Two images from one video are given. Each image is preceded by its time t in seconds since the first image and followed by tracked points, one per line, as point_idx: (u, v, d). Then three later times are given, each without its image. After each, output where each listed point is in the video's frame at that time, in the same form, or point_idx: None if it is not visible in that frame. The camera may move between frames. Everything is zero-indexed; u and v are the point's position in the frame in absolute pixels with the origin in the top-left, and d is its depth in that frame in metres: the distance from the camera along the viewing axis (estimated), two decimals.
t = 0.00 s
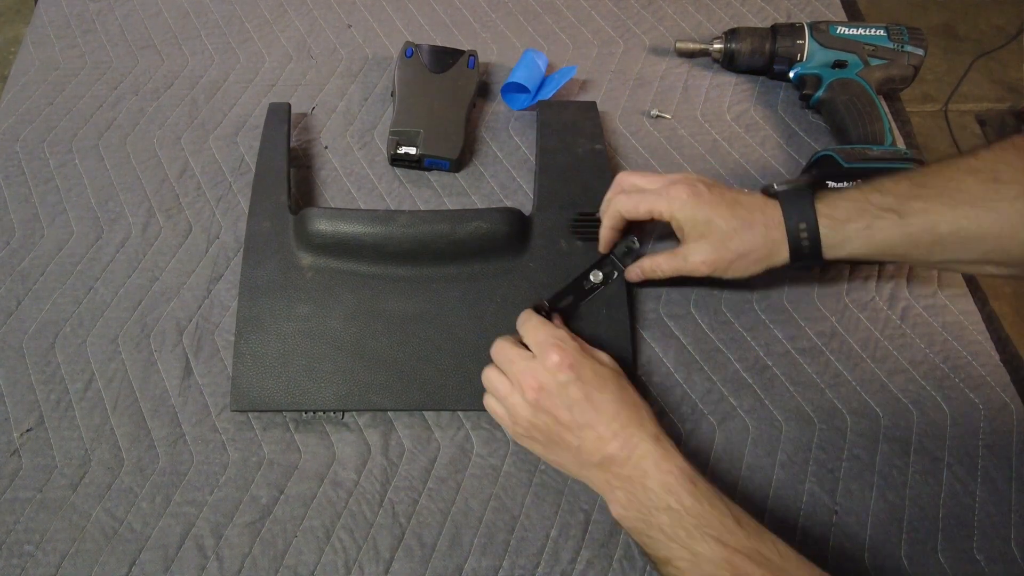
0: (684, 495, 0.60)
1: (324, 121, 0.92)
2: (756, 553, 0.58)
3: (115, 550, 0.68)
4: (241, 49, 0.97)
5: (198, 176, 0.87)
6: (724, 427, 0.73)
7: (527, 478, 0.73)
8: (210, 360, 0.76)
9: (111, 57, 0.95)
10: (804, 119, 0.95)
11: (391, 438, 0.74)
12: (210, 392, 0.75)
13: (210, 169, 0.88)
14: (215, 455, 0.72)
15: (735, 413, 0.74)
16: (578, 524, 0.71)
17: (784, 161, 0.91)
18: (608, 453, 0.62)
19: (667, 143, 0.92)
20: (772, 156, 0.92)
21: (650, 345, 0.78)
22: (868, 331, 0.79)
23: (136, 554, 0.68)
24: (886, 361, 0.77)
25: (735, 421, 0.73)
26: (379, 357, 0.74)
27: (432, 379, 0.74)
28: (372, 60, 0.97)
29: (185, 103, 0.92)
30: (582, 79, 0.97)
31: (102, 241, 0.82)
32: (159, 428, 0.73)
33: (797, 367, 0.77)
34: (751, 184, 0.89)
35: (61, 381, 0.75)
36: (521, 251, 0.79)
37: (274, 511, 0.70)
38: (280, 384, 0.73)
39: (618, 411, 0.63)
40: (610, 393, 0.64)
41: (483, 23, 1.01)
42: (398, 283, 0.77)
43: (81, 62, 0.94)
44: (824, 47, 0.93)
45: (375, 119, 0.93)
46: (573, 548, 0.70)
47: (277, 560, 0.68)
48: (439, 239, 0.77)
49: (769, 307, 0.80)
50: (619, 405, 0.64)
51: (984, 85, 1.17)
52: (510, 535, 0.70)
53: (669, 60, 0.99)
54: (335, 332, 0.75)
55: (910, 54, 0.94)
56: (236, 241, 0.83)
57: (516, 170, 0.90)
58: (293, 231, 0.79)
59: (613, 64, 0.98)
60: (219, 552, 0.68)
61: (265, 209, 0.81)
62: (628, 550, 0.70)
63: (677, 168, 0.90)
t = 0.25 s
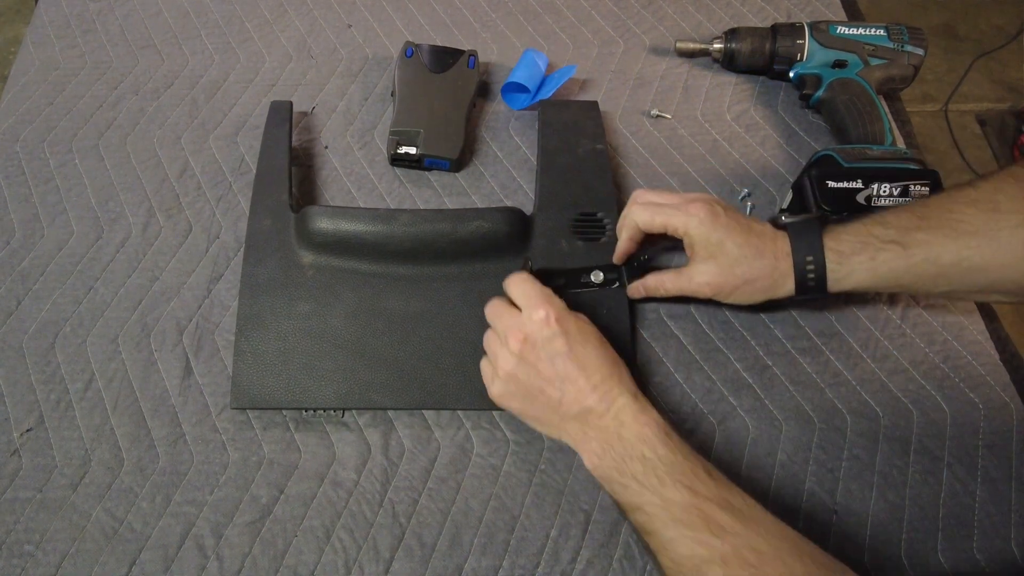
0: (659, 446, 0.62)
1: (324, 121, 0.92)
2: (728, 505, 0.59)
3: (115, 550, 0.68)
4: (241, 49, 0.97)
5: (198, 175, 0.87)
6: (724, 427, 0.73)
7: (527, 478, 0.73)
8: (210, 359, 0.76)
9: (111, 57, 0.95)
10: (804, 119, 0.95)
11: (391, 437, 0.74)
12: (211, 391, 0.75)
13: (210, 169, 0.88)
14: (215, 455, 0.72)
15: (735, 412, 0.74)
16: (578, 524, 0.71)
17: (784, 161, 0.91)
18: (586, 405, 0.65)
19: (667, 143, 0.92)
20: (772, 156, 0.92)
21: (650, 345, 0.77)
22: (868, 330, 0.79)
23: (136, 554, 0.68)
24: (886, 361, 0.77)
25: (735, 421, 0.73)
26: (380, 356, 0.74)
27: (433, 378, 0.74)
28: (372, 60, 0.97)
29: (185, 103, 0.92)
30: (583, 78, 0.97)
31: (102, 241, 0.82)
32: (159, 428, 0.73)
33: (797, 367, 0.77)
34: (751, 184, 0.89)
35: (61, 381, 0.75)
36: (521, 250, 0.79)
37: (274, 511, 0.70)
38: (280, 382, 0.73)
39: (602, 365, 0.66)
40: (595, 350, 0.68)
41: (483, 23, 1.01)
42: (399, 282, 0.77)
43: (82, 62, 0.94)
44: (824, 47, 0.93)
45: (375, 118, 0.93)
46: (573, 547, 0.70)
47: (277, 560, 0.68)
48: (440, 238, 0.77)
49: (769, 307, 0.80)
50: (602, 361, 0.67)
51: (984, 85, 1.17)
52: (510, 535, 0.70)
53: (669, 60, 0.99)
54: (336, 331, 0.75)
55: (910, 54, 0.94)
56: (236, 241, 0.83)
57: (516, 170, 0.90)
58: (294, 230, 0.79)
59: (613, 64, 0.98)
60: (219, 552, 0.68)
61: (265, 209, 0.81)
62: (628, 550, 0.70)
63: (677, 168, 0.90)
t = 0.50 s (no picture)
0: (646, 441, 0.66)
1: (324, 121, 0.92)
2: (718, 496, 0.64)
3: (115, 550, 0.68)
4: (241, 49, 0.97)
5: (197, 176, 0.87)
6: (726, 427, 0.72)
7: (527, 478, 0.73)
8: (210, 360, 0.76)
9: (111, 57, 0.95)
10: (804, 118, 0.94)
11: (391, 438, 0.74)
12: (210, 392, 0.75)
13: (210, 169, 0.88)
14: (215, 455, 0.72)
15: (736, 412, 0.73)
16: (578, 525, 0.71)
17: (784, 162, 0.91)
18: (576, 401, 0.66)
19: (668, 144, 0.92)
20: (772, 156, 0.92)
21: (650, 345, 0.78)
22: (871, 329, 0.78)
23: (136, 554, 0.68)
24: (885, 363, 0.78)
25: (736, 421, 0.73)
26: (380, 357, 0.74)
27: (433, 379, 0.74)
28: (373, 60, 0.97)
29: (185, 103, 0.92)
30: (582, 79, 0.97)
31: (102, 241, 0.82)
32: (159, 428, 0.73)
33: (795, 367, 0.77)
34: (751, 185, 0.89)
35: (61, 381, 0.75)
36: (520, 250, 0.78)
37: (274, 511, 0.70)
38: (281, 383, 0.73)
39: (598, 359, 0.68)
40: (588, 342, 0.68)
41: (483, 23, 1.01)
42: (398, 282, 0.77)
43: (81, 62, 0.94)
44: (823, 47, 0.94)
45: (375, 119, 0.93)
46: (573, 547, 0.70)
47: (277, 561, 0.68)
48: (439, 239, 0.76)
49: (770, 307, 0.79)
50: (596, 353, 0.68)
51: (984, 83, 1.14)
52: (510, 535, 0.70)
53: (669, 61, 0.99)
54: (336, 332, 0.75)
55: (911, 54, 0.93)
56: (236, 241, 0.83)
57: (516, 170, 0.90)
58: (293, 231, 0.79)
59: (613, 64, 0.98)
60: (219, 552, 0.68)
61: (265, 209, 0.81)
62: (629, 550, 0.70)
63: (678, 168, 0.90)
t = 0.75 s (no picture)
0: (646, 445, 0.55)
1: (324, 121, 0.92)
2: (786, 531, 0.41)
3: (115, 550, 0.68)
4: (241, 49, 0.96)
5: (197, 176, 0.87)
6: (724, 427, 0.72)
7: (527, 478, 0.73)
8: (210, 360, 0.76)
9: (111, 57, 0.95)
10: (804, 119, 0.95)
11: (391, 438, 0.74)
12: (210, 392, 0.75)
13: (210, 169, 0.88)
14: (215, 455, 0.72)
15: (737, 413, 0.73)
16: (578, 525, 0.71)
17: (785, 161, 0.91)
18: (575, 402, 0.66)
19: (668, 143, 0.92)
20: (772, 156, 0.92)
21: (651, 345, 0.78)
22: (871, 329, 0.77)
23: (136, 554, 0.68)
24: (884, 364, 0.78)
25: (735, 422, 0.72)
26: (380, 357, 0.74)
27: (434, 379, 0.75)
28: (373, 60, 0.97)
29: (185, 103, 0.92)
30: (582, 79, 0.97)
31: (102, 241, 0.82)
32: (159, 428, 0.73)
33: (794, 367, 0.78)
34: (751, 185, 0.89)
35: (61, 382, 0.75)
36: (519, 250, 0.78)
37: (274, 511, 0.70)
38: (281, 383, 0.74)
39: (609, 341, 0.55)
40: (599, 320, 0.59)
41: (483, 23, 1.01)
42: (398, 283, 0.77)
43: (82, 62, 0.94)
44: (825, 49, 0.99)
45: (375, 119, 0.93)
46: (573, 547, 0.70)
47: (277, 561, 0.68)
48: (438, 240, 0.77)
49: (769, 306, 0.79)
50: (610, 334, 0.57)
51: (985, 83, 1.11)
52: (510, 535, 0.70)
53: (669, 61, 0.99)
54: (335, 332, 0.75)
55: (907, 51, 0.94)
56: (236, 241, 0.83)
57: (516, 171, 0.90)
58: (292, 232, 0.79)
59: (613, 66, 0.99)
60: (219, 552, 0.68)
61: (265, 209, 0.81)
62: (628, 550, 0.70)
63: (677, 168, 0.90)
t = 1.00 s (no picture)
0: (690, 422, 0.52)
1: (324, 121, 0.92)
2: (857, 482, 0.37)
3: (115, 550, 0.68)
4: (241, 49, 0.96)
5: (197, 176, 0.87)
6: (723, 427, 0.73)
7: (526, 478, 0.73)
8: (210, 360, 0.76)
9: (111, 57, 0.95)
10: (804, 118, 0.95)
11: (391, 438, 0.74)
12: (210, 392, 0.75)
13: (210, 169, 0.88)
14: (215, 455, 0.72)
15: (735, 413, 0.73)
16: (578, 525, 0.71)
17: (784, 162, 0.91)
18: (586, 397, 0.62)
19: (668, 143, 0.92)
20: (772, 156, 0.92)
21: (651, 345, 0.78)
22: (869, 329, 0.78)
23: (136, 554, 0.68)
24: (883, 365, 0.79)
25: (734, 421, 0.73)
26: (379, 357, 0.74)
27: (434, 379, 0.74)
28: (372, 60, 0.97)
29: (185, 103, 0.92)
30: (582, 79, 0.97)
31: (102, 241, 0.82)
32: (159, 428, 0.73)
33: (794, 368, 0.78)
34: (750, 185, 0.90)
35: (61, 382, 0.75)
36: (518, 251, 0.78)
37: (274, 511, 0.70)
38: (280, 383, 0.73)
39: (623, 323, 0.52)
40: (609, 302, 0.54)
41: (483, 23, 1.01)
42: (398, 283, 0.77)
43: (81, 62, 0.94)
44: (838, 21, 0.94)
45: (375, 119, 0.93)
46: (573, 547, 0.70)
47: (277, 561, 0.68)
48: (438, 240, 0.76)
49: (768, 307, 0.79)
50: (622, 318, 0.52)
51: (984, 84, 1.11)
52: (510, 535, 0.70)
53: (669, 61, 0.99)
54: (335, 332, 0.75)
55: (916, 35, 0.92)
56: (236, 241, 0.83)
57: (515, 171, 0.90)
58: (292, 232, 0.79)
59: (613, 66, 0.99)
60: (219, 552, 0.68)
61: (265, 209, 0.81)
62: (628, 550, 0.70)
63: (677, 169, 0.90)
